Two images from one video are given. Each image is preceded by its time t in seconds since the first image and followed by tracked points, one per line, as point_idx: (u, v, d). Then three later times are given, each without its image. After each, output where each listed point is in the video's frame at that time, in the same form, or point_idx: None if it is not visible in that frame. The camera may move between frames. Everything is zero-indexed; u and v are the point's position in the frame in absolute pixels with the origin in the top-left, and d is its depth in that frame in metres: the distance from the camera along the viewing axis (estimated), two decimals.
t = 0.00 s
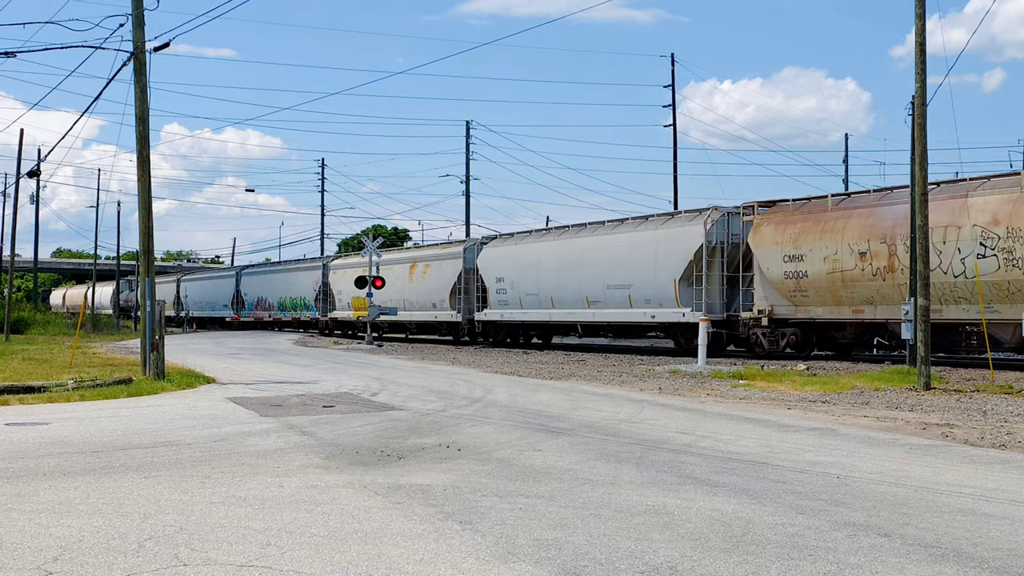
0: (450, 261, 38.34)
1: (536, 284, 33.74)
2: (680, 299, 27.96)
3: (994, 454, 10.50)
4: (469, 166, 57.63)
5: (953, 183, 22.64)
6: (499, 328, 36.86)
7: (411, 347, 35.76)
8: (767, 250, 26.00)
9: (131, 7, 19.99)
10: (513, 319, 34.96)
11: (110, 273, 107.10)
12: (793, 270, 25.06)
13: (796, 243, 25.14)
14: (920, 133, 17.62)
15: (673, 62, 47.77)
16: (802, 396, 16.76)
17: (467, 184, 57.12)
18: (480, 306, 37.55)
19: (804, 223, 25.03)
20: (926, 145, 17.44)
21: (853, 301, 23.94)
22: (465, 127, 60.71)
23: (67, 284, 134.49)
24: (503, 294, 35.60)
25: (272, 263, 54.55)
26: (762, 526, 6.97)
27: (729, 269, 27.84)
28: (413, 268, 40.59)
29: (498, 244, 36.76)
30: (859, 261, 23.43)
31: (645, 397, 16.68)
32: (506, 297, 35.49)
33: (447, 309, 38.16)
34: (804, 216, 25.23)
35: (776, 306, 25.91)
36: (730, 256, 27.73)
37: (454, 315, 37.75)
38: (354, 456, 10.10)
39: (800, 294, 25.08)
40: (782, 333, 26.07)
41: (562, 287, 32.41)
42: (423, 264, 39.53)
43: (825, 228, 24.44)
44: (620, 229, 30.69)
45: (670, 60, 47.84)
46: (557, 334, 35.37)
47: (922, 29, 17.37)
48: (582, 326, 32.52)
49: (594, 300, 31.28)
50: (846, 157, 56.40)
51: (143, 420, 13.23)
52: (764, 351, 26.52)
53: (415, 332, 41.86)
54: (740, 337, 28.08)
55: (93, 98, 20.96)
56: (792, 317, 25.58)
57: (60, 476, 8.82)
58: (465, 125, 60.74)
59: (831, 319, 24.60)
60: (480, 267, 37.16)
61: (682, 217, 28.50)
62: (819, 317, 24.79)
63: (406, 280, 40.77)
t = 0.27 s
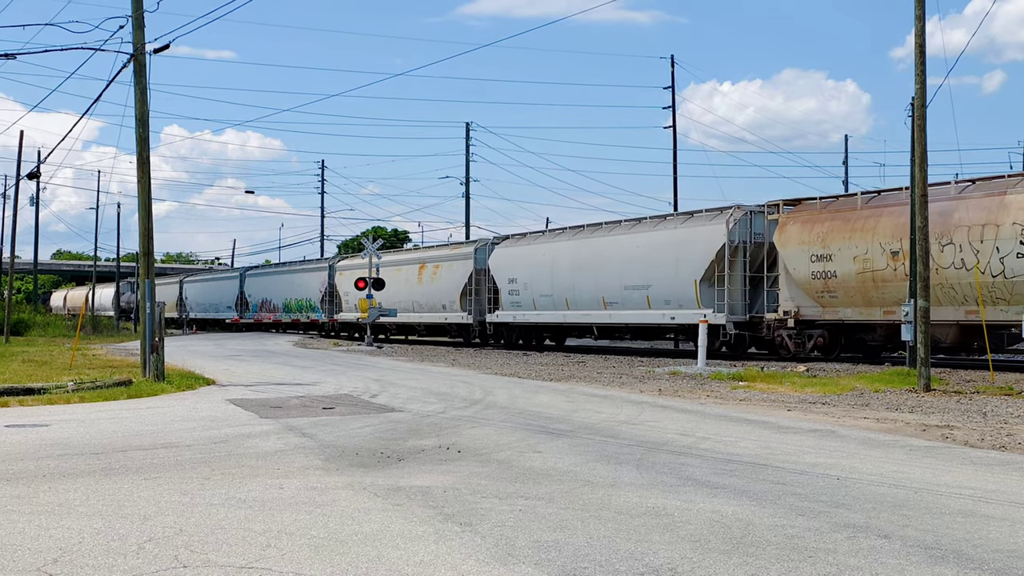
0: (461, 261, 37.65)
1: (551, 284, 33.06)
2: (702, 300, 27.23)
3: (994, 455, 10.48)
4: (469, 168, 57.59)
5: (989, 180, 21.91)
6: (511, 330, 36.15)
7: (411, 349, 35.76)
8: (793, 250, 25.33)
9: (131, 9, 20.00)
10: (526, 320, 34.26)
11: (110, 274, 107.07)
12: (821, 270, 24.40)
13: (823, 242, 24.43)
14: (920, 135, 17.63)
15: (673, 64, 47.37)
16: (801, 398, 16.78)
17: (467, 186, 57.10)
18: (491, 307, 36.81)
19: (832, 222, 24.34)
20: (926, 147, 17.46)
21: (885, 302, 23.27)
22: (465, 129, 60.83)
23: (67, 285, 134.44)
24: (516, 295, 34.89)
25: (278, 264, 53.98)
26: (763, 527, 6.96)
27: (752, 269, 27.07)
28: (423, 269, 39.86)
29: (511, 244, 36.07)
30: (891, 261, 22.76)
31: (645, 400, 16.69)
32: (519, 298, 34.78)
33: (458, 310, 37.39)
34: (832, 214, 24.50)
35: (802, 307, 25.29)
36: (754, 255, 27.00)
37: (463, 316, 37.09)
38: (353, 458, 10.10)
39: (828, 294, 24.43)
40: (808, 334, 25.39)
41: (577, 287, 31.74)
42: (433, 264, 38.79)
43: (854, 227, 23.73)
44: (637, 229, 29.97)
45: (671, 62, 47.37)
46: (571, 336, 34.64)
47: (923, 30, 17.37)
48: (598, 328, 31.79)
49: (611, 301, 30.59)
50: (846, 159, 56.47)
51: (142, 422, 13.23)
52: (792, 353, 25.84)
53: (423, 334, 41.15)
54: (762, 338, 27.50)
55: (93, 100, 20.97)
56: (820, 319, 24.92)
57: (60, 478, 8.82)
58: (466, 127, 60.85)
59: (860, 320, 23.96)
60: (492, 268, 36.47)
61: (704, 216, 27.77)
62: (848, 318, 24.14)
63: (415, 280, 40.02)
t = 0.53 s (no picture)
0: (470, 262, 36.69)
1: (564, 286, 32.03)
2: (724, 302, 26.15)
3: (994, 457, 10.47)
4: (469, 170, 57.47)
5: None
6: (523, 332, 35.15)
7: (410, 351, 35.75)
8: (820, 250, 24.22)
9: (130, 11, 20.00)
10: (538, 323, 33.24)
11: (110, 276, 106.96)
12: (850, 270, 23.31)
13: (853, 242, 23.36)
14: (920, 137, 17.61)
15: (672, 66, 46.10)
16: (801, 400, 16.78)
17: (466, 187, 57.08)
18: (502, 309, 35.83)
19: (861, 220, 23.24)
20: (926, 148, 17.45)
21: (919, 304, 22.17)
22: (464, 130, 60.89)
23: (66, 287, 134.42)
24: (527, 297, 33.89)
25: (285, 266, 53.46)
26: (762, 530, 6.95)
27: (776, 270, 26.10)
28: (432, 270, 38.90)
29: (523, 244, 35.02)
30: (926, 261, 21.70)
31: (645, 401, 16.68)
32: (532, 299, 33.70)
33: (468, 312, 36.38)
34: (860, 212, 23.40)
35: (830, 309, 24.21)
36: (777, 255, 26.03)
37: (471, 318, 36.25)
38: (353, 460, 10.10)
39: (857, 295, 23.34)
40: (836, 336, 24.35)
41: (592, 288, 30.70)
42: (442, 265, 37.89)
43: (885, 226, 22.59)
44: (655, 228, 28.89)
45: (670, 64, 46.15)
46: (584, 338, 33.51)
47: (922, 32, 17.37)
48: (614, 331, 30.68)
49: (627, 303, 29.50)
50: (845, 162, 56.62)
51: (142, 424, 13.23)
52: (820, 355, 24.79)
53: (432, 336, 40.24)
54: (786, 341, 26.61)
55: (93, 102, 20.97)
56: (848, 321, 23.81)
57: (59, 480, 8.82)
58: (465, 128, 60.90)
59: (892, 322, 22.83)
60: (503, 269, 35.41)
61: (726, 215, 26.72)
62: (878, 320, 23.03)
63: (423, 282, 39.13)
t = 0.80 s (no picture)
0: (483, 263, 36.10)
1: (581, 287, 31.49)
2: (748, 302, 25.74)
3: (995, 459, 10.46)
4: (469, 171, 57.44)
5: None
6: (538, 334, 34.56)
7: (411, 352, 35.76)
8: (851, 249, 23.78)
9: (132, 13, 20.02)
10: (554, 325, 32.70)
11: (112, 278, 107.00)
12: (884, 271, 22.89)
13: (886, 241, 22.90)
14: (922, 138, 17.62)
15: (673, 67, 45.65)
16: (803, 401, 16.79)
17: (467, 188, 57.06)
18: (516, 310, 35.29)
19: (895, 219, 22.82)
20: (926, 150, 17.46)
21: (955, 305, 21.83)
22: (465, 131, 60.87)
23: (68, 289, 134.59)
24: (543, 298, 33.34)
25: (291, 268, 53.02)
26: (764, 531, 6.96)
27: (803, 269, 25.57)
28: (444, 271, 38.31)
29: (537, 245, 34.49)
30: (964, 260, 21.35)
31: (646, 403, 16.69)
32: (547, 301, 33.14)
33: (481, 314, 35.80)
34: (893, 211, 22.96)
35: (861, 310, 23.80)
36: (803, 254, 25.48)
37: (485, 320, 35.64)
38: (354, 462, 10.11)
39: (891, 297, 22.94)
40: (867, 339, 23.86)
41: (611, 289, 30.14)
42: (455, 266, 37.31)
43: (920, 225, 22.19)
44: (676, 227, 28.35)
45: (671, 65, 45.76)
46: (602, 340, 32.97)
47: (923, 34, 17.39)
48: (634, 332, 30.19)
49: (647, 304, 28.94)
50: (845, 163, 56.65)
51: (143, 425, 13.24)
52: (850, 358, 24.32)
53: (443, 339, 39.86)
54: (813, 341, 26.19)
55: (94, 104, 20.99)
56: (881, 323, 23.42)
57: (61, 481, 8.83)
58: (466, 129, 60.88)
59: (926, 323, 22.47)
60: (517, 270, 34.88)
61: (751, 214, 26.21)
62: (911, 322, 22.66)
63: (435, 283, 38.52)
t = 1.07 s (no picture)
0: (497, 263, 35.46)
1: (597, 287, 30.85)
2: (775, 304, 25.13)
3: (996, 460, 10.46)
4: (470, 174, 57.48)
5: None
6: (553, 336, 33.81)
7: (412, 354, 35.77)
8: (883, 249, 23.20)
9: (134, 16, 20.06)
10: (569, 327, 32.07)
11: (113, 280, 107.03)
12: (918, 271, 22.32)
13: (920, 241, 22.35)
14: (922, 139, 17.62)
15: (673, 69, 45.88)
16: (803, 403, 16.79)
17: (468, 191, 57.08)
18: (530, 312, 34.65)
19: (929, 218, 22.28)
20: (927, 151, 17.46)
21: (993, 306, 21.14)
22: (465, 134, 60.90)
23: (69, 291, 134.77)
24: (558, 299, 32.73)
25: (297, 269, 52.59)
26: (765, 533, 6.96)
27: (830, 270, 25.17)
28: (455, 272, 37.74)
29: (551, 245, 33.87)
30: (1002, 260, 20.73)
31: (646, 405, 16.69)
32: (562, 302, 32.50)
33: (493, 315, 35.22)
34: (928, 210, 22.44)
35: (893, 312, 23.11)
36: (830, 254, 24.99)
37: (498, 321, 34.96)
38: (355, 464, 10.11)
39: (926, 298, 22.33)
40: (900, 342, 23.04)
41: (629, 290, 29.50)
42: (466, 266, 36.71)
43: (955, 224, 21.76)
44: (698, 227, 27.74)
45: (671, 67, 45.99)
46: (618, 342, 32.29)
47: (924, 36, 17.39)
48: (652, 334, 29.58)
49: (667, 306, 28.31)
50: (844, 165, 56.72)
51: (145, 428, 13.25)
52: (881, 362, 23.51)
53: (455, 341, 39.51)
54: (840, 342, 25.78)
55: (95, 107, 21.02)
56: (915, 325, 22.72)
57: (62, 484, 8.84)
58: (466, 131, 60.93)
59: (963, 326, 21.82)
60: (531, 271, 34.24)
61: (777, 213, 25.61)
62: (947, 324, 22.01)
63: (446, 284, 37.89)
